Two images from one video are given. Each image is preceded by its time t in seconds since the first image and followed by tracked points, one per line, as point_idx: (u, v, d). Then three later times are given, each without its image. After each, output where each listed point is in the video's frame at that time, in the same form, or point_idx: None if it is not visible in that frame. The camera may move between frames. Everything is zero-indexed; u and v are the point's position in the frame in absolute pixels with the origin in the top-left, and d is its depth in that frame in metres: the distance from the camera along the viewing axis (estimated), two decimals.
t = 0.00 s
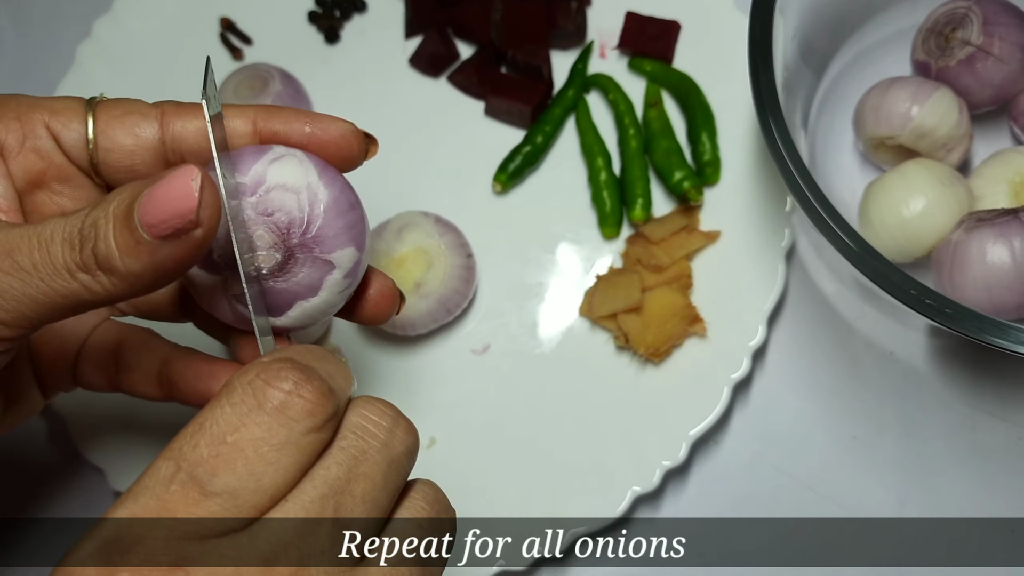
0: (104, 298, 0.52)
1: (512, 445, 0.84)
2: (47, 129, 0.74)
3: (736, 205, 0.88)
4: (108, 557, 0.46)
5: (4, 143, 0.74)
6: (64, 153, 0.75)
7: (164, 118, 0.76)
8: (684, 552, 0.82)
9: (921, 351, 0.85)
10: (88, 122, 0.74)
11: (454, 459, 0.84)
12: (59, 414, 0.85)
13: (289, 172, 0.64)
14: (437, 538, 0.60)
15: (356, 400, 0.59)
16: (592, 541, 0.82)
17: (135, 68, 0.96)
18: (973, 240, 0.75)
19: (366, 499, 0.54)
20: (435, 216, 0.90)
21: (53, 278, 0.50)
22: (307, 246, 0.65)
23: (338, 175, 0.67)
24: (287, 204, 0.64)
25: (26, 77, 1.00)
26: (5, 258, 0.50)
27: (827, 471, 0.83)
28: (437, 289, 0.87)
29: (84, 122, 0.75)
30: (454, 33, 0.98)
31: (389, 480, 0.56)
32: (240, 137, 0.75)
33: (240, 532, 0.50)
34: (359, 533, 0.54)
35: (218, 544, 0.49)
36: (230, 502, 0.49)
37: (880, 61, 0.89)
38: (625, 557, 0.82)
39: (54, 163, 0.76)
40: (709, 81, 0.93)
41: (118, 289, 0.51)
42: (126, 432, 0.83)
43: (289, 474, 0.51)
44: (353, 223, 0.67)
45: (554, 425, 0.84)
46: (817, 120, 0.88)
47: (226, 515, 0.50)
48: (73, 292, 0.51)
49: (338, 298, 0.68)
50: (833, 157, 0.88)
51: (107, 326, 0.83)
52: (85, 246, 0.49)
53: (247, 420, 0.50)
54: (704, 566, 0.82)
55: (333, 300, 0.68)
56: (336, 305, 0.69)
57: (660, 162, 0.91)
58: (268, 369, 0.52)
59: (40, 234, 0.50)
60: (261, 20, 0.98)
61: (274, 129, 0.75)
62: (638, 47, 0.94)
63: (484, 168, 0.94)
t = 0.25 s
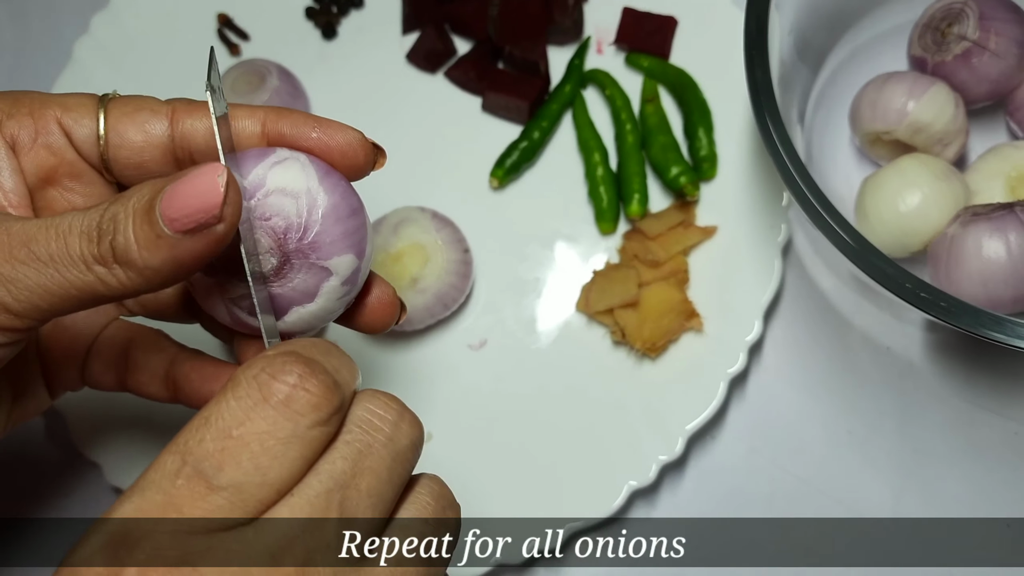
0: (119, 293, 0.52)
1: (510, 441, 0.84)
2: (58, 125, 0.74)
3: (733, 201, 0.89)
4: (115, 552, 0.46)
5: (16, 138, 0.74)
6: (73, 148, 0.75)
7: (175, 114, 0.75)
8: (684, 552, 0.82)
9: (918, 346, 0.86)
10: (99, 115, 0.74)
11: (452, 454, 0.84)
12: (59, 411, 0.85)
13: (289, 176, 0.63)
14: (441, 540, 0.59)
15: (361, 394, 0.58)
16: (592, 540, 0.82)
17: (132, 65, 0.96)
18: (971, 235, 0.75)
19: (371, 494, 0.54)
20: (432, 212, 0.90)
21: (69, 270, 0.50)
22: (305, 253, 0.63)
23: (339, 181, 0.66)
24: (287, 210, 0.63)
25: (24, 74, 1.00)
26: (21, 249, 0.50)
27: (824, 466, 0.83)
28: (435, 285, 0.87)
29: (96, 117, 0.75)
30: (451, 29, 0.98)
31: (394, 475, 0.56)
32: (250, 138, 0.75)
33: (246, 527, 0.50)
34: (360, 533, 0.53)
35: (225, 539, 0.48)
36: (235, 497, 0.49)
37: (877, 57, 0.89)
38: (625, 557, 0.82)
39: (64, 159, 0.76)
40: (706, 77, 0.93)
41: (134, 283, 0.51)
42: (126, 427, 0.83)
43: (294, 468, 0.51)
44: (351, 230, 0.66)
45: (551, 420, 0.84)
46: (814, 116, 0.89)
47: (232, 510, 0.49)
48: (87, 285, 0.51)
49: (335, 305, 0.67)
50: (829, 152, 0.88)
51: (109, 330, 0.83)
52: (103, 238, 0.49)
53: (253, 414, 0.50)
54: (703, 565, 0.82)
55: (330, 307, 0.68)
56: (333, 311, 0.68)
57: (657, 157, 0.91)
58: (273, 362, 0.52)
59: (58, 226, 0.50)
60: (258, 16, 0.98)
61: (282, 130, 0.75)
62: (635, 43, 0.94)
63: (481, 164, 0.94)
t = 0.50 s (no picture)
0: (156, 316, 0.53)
1: (504, 436, 0.84)
2: (60, 138, 0.73)
3: (726, 197, 0.89)
4: (103, 523, 0.48)
5: (16, 148, 0.72)
6: (73, 160, 0.74)
7: (177, 132, 0.76)
8: (684, 552, 0.82)
9: (911, 341, 0.86)
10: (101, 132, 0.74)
11: (446, 449, 0.84)
12: (56, 408, 0.85)
13: (293, 187, 0.64)
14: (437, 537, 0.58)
15: (356, 386, 0.58)
16: (592, 540, 0.82)
17: (128, 61, 0.96)
18: (961, 230, 0.75)
19: (357, 480, 0.54)
20: (426, 208, 0.90)
21: (109, 297, 0.51)
22: (310, 260, 0.64)
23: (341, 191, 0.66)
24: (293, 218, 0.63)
25: (20, 71, 1.00)
26: (63, 274, 0.50)
27: (818, 462, 0.84)
28: (429, 279, 0.87)
29: (99, 132, 0.74)
30: (446, 25, 0.99)
31: (383, 463, 0.55)
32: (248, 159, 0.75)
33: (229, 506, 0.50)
34: (358, 533, 0.54)
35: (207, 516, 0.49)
36: (219, 475, 0.50)
37: (870, 53, 0.89)
38: (625, 557, 0.82)
39: (65, 172, 0.75)
40: (699, 73, 0.93)
41: (174, 309, 0.52)
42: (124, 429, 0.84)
43: (279, 452, 0.52)
44: (353, 239, 0.66)
45: (546, 416, 0.84)
46: (807, 112, 0.89)
47: (216, 489, 0.50)
48: (127, 309, 0.52)
49: (335, 312, 0.67)
50: (822, 148, 0.88)
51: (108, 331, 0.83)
52: (150, 270, 0.50)
53: (238, 398, 0.51)
54: (701, 565, 0.82)
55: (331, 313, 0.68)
56: (334, 318, 0.68)
57: (651, 153, 0.91)
58: (261, 349, 0.53)
59: (98, 253, 0.50)
60: (252, 13, 0.98)
61: (278, 148, 0.75)
62: (629, 39, 0.94)
63: (475, 160, 0.94)
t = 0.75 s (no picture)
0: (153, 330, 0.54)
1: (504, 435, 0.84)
2: (42, 147, 0.72)
3: (725, 194, 0.89)
4: (102, 525, 0.47)
5: None
6: (56, 169, 0.73)
7: (160, 139, 0.75)
8: (684, 553, 0.82)
9: (908, 339, 0.86)
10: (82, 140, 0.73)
11: (446, 447, 0.84)
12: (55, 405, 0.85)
13: (268, 198, 0.62)
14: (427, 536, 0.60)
15: (346, 394, 0.59)
16: (592, 540, 0.82)
17: (128, 61, 0.96)
18: (960, 227, 0.75)
19: (350, 485, 0.54)
20: (425, 206, 0.90)
21: (106, 314, 0.51)
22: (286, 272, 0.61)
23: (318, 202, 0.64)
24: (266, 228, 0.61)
25: (19, 69, 1.00)
26: (58, 293, 0.51)
27: (816, 459, 0.84)
28: (428, 277, 0.87)
29: (80, 139, 0.73)
30: (444, 24, 0.99)
31: (374, 469, 0.56)
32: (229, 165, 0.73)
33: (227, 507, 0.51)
34: (358, 533, 0.56)
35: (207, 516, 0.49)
36: (218, 477, 0.50)
37: (868, 51, 0.90)
38: (625, 557, 0.82)
39: (48, 181, 0.74)
40: (698, 71, 0.93)
41: (170, 323, 0.53)
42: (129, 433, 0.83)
43: (275, 455, 0.52)
44: (331, 250, 0.63)
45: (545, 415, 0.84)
46: (805, 110, 0.89)
47: (214, 491, 0.50)
48: (122, 325, 0.52)
49: (315, 326, 0.65)
50: (820, 146, 0.88)
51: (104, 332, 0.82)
52: (147, 286, 0.50)
53: (235, 402, 0.51)
54: (701, 565, 0.82)
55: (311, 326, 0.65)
56: (314, 332, 0.66)
57: (649, 151, 0.91)
58: (256, 355, 0.53)
59: (93, 271, 0.51)
60: (252, 12, 0.98)
61: (257, 155, 0.73)
62: (627, 37, 0.94)
63: (474, 158, 0.94)
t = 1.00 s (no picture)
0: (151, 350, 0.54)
1: (503, 437, 0.84)
2: (35, 157, 0.72)
3: (724, 197, 0.89)
4: (103, 535, 0.48)
5: None
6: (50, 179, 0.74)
7: (153, 147, 0.74)
8: (684, 553, 0.82)
9: (907, 341, 0.86)
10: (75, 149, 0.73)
11: (445, 450, 0.84)
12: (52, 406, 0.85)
13: (258, 216, 0.62)
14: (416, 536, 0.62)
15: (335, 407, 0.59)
16: (592, 541, 0.82)
17: (127, 62, 0.96)
18: (960, 230, 0.75)
19: (342, 497, 0.55)
20: (423, 208, 0.90)
21: (107, 336, 0.51)
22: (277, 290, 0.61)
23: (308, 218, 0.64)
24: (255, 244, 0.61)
25: (18, 70, 1.00)
26: (58, 317, 0.51)
27: (815, 461, 0.84)
28: (427, 279, 0.87)
29: (73, 148, 0.72)
30: (444, 26, 0.99)
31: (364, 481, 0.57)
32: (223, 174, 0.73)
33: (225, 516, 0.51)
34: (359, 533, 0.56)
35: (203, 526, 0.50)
36: (217, 487, 0.51)
37: (867, 53, 0.90)
38: (625, 556, 0.82)
39: (43, 190, 0.74)
40: (697, 73, 0.93)
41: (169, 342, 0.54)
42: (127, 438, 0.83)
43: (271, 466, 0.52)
44: (322, 268, 0.63)
45: (544, 416, 0.84)
46: (804, 112, 0.89)
47: (213, 500, 0.51)
48: (120, 346, 0.53)
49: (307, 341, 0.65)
50: (819, 148, 0.88)
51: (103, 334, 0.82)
52: (147, 310, 0.51)
53: (230, 414, 0.51)
54: (701, 566, 0.82)
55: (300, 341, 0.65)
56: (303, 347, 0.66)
57: (648, 154, 0.91)
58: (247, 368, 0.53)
59: (93, 293, 0.51)
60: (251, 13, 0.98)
61: (250, 165, 0.72)
62: (626, 39, 0.94)
63: (473, 161, 0.94)
